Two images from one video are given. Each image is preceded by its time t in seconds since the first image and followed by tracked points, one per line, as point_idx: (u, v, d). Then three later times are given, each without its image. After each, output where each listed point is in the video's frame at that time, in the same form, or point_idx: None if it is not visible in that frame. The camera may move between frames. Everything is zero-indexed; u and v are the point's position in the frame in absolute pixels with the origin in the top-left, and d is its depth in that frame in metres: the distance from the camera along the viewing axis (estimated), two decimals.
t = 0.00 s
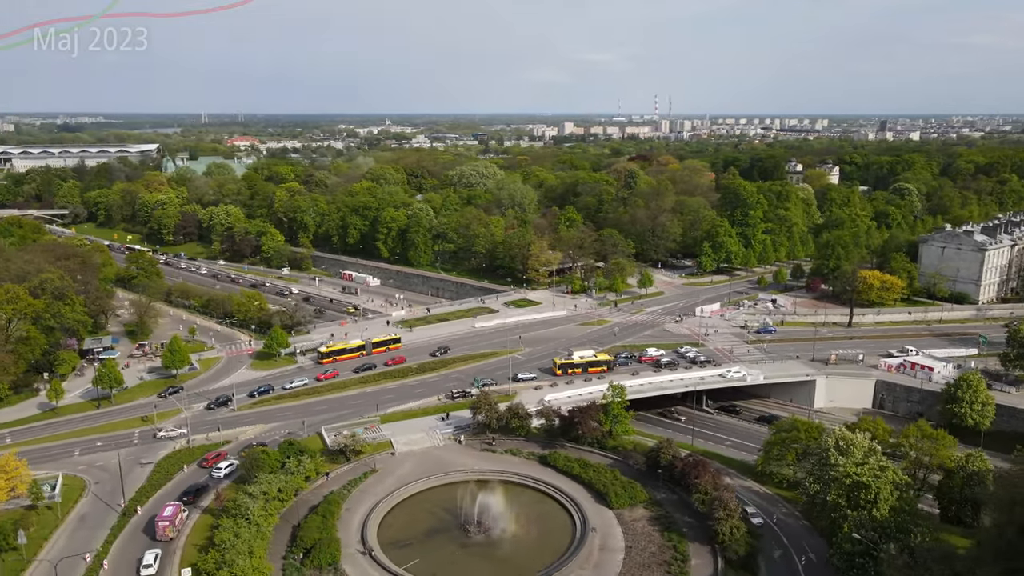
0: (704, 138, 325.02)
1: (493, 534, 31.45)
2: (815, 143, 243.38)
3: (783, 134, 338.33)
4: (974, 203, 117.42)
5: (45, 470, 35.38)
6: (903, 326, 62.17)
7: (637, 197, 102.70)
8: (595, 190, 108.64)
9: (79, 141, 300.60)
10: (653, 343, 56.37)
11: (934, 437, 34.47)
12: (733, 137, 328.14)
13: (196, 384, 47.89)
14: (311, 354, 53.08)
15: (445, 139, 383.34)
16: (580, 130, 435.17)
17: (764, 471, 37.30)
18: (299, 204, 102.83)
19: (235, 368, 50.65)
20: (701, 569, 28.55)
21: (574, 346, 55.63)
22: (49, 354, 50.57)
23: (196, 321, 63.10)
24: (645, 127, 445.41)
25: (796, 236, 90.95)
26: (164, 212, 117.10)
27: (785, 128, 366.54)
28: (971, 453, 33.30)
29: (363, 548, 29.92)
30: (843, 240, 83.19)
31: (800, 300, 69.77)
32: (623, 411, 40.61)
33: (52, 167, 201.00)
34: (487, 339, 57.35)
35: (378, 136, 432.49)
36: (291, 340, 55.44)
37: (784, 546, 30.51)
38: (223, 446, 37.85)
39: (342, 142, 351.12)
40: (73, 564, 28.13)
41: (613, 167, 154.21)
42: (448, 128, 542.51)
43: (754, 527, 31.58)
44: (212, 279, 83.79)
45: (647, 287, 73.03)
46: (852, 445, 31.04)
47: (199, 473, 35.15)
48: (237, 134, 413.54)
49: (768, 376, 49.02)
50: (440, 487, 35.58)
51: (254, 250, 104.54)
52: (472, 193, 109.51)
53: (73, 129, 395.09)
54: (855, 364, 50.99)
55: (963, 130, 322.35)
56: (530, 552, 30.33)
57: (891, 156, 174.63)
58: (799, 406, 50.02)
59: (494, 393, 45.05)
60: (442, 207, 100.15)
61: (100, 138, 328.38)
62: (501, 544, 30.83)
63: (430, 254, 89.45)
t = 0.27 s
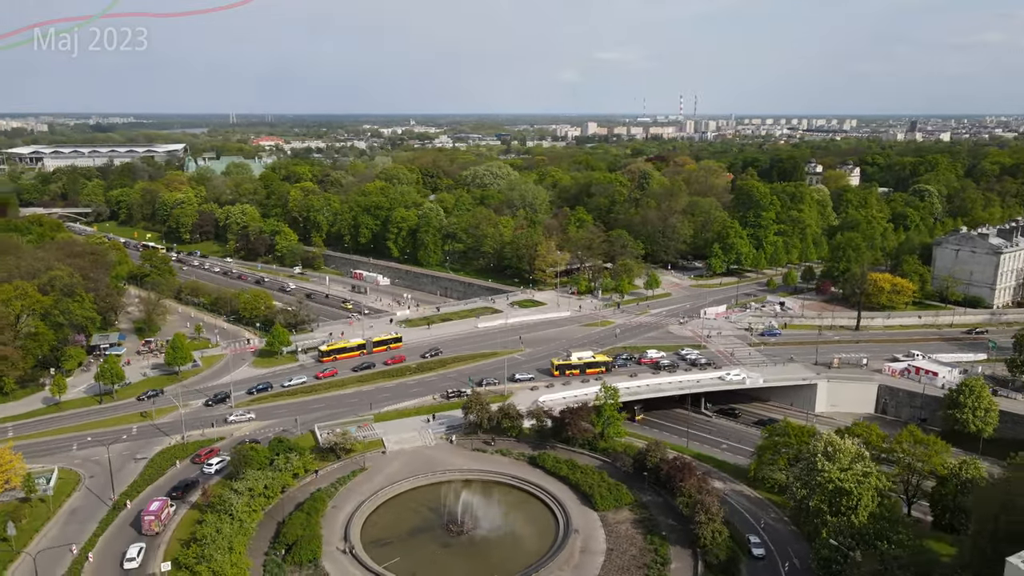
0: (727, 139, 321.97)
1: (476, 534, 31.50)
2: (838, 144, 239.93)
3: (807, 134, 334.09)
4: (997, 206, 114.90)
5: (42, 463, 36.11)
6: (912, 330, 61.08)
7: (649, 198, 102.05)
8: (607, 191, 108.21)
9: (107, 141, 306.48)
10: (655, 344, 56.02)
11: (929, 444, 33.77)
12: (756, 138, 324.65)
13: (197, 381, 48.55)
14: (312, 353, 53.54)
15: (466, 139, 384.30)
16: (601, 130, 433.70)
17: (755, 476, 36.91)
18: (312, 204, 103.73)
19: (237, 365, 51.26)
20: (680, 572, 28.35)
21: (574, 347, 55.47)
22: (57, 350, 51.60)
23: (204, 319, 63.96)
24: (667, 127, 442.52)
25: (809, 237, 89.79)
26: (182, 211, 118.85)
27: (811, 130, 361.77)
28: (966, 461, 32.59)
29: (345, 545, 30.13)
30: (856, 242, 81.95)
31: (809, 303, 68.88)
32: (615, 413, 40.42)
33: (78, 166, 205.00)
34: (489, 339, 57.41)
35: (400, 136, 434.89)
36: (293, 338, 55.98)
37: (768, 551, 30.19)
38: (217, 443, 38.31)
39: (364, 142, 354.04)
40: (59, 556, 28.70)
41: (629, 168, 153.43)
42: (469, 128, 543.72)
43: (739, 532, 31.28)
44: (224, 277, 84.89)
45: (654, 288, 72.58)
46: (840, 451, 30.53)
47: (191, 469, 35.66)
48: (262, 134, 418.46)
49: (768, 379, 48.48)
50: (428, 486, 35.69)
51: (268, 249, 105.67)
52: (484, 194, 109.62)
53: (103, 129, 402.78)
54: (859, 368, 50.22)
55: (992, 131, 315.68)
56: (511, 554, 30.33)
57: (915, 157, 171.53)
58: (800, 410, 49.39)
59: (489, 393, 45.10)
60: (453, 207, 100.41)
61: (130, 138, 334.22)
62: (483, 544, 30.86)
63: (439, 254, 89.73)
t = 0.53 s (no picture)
0: (750, 140, 318.68)
1: (459, 533, 31.57)
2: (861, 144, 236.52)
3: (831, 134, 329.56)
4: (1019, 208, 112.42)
5: (40, 456, 36.88)
6: (921, 334, 60.07)
7: (660, 199, 101.45)
8: (620, 191, 107.77)
9: (133, 141, 311.75)
10: (656, 346, 55.71)
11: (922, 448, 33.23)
12: (778, 139, 321.07)
13: (198, 377, 49.24)
14: (314, 351, 54.03)
15: (487, 139, 385.13)
16: (623, 131, 431.95)
17: (745, 480, 36.58)
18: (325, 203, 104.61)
19: (239, 362, 51.92)
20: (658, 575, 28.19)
21: (575, 347, 55.36)
22: (64, 346, 52.63)
23: (211, 317, 64.81)
24: (688, 128, 439.47)
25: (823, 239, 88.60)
26: (199, 210, 120.53)
27: (836, 131, 356.79)
28: (958, 468, 31.98)
29: (328, 541, 30.38)
30: (868, 245, 80.75)
31: (817, 306, 68.02)
32: (607, 415, 40.29)
33: (104, 166, 208.78)
34: (490, 339, 57.51)
35: (422, 135, 436.90)
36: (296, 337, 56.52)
37: (751, 556, 29.92)
38: (212, 439, 38.84)
39: (386, 142, 356.43)
40: (48, 547, 29.26)
41: (645, 168, 152.57)
42: (490, 128, 544.47)
43: (723, 536, 31.03)
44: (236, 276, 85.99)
45: (660, 289, 72.16)
46: (826, 456, 30.13)
47: (183, 465, 36.19)
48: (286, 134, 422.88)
49: (767, 382, 47.99)
50: (417, 485, 35.84)
51: (282, 248, 106.76)
52: (496, 194, 109.70)
53: (131, 129, 409.85)
54: (861, 372, 49.54)
55: (1021, 131, 309.51)
56: (493, 553, 30.37)
57: (938, 158, 168.45)
58: (800, 414, 48.80)
59: (484, 393, 45.22)
60: (464, 207, 100.62)
61: (157, 138, 339.81)
62: (465, 543, 30.92)
63: (448, 254, 89.99)
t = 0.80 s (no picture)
0: (774, 141, 315.22)
1: (442, 533, 31.69)
2: (886, 144, 232.69)
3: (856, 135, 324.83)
4: None
5: (40, 450, 37.69)
6: (930, 339, 59.06)
7: (673, 200, 100.80)
8: (633, 193, 107.31)
9: (159, 141, 316.83)
10: (657, 348, 55.42)
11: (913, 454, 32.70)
12: (802, 140, 317.24)
13: (201, 374, 49.97)
14: (316, 350, 54.56)
15: (508, 140, 385.84)
16: (645, 131, 429.82)
17: (735, 484, 36.29)
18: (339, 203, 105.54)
19: (242, 360, 52.59)
20: None
21: (576, 348, 55.27)
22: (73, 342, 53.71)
23: (220, 314, 65.73)
24: (711, 128, 436.03)
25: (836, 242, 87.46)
26: (217, 209, 122.20)
27: (862, 133, 351.42)
28: (948, 476, 31.43)
29: (311, 538, 30.70)
30: (882, 248, 79.47)
31: (825, 309, 67.18)
32: (599, 416, 40.18)
33: (130, 166, 212.71)
34: (491, 340, 57.64)
35: (444, 135, 438.56)
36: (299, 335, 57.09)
37: (733, 561, 29.69)
38: (207, 435, 39.41)
39: (408, 142, 358.29)
40: (38, 539, 29.89)
41: (662, 169, 151.68)
42: (512, 129, 544.95)
43: (706, 540, 30.83)
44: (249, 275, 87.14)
45: (667, 291, 71.79)
46: (810, 461, 29.73)
47: (177, 460, 36.75)
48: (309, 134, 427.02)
49: (766, 386, 47.52)
50: (405, 484, 36.04)
51: (296, 247, 107.86)
52: (508, 195, 109.81)
53: (159, 129, 416.70)
54: (863, 377, 48.85)
55: None
56: (474, 553, 30.43)
57: (964, 159, 165.22)
58: (800, 418, 48.21)
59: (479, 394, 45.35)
60: (475, 207, 100.87)
61: (185, 138, 345.30)
62: (447, 543, 31.03)
63: (458, 254, 90.25)
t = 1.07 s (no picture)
0: (800, 142, 311.00)
1: (425, 533, 31.79)
2: (912, 144, 228.76)
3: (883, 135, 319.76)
4: None
5: (40, 444, 38.50)
6: (939, 343, 57.97)
7: (685, 201, 100.01)
8: (646, 194, 106.77)
9: (185, 141, 321.85)
10: (659, 350, 55.09)
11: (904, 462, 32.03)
12: (827, 141, 312.87)
13: (204, 371, 50.67)
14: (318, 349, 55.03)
15: (530, 140, 385.50)
16: (668, 132, 426.88)
17: (724, 489, 35.96)
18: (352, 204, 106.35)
19: (245, 358, 53.23)
20: None
21: (576, 349, 55.13)
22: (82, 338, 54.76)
23: (228, 312, 66.58)
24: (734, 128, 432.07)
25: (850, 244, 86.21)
26: (234, 209, 123.78)
27: (890, 134, 345.77)
28: (938, 484, 30.85)
29: (294, 535, 30.97)
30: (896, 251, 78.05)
31: (834, 312, 66.27)
32: (591, 418, 40.05)
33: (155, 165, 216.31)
34: (493, 340, 57.72)
35: (467, 134, 440.35)
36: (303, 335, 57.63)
37: (715, 565, 29.41)
38: (203, 432, 39.94)
39: (429, 142, 359.93)
40: (29, 531, 30.55)
41: (679, 170, 150.68)
42: (534, 129, 544.74)
43: (689, 544, 30.59)
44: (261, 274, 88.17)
45: (674, 293, 71.33)
46: (793, 466, 29.39)
47: (171, 456, 37.32)
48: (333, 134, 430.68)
49: (765, 389, 47.02)
50: (394, 483, 36.21)
51: (310, 247, 108.84)
52: (521, 195, 109.79)
53: (187, 129, 423.47)
54: (865, 382, 48.12)
55: None
56: (455, 553, 30.48)
57: (990, 159, 161.74)
58: (801, 422, 47.54)
59: (474, 394, 45.42)
60: (487, 207, 101.02)
61: (213, 138, 350.70)
62: (429, 542, 31.13)
63: (468, 254, 90.42)
